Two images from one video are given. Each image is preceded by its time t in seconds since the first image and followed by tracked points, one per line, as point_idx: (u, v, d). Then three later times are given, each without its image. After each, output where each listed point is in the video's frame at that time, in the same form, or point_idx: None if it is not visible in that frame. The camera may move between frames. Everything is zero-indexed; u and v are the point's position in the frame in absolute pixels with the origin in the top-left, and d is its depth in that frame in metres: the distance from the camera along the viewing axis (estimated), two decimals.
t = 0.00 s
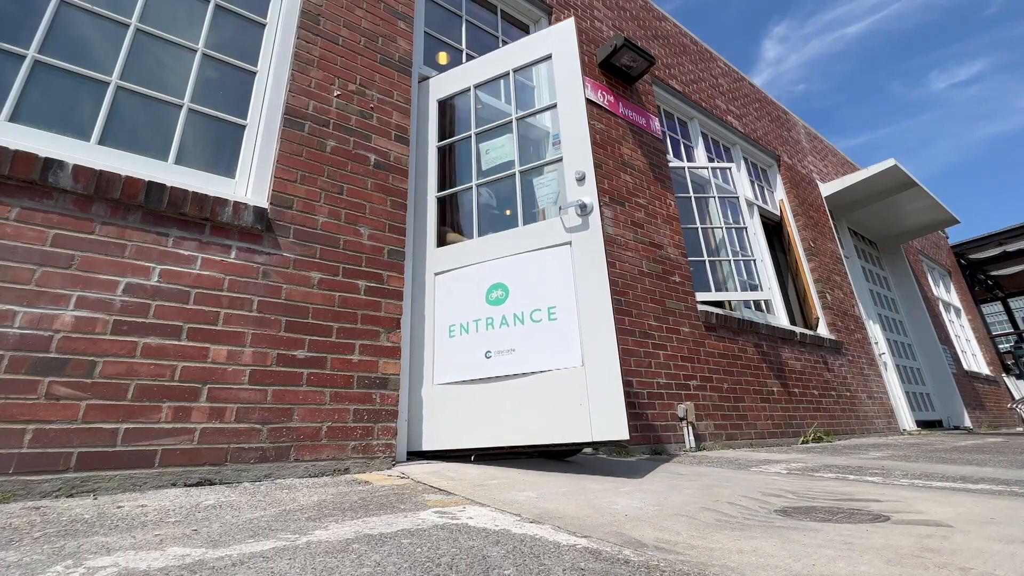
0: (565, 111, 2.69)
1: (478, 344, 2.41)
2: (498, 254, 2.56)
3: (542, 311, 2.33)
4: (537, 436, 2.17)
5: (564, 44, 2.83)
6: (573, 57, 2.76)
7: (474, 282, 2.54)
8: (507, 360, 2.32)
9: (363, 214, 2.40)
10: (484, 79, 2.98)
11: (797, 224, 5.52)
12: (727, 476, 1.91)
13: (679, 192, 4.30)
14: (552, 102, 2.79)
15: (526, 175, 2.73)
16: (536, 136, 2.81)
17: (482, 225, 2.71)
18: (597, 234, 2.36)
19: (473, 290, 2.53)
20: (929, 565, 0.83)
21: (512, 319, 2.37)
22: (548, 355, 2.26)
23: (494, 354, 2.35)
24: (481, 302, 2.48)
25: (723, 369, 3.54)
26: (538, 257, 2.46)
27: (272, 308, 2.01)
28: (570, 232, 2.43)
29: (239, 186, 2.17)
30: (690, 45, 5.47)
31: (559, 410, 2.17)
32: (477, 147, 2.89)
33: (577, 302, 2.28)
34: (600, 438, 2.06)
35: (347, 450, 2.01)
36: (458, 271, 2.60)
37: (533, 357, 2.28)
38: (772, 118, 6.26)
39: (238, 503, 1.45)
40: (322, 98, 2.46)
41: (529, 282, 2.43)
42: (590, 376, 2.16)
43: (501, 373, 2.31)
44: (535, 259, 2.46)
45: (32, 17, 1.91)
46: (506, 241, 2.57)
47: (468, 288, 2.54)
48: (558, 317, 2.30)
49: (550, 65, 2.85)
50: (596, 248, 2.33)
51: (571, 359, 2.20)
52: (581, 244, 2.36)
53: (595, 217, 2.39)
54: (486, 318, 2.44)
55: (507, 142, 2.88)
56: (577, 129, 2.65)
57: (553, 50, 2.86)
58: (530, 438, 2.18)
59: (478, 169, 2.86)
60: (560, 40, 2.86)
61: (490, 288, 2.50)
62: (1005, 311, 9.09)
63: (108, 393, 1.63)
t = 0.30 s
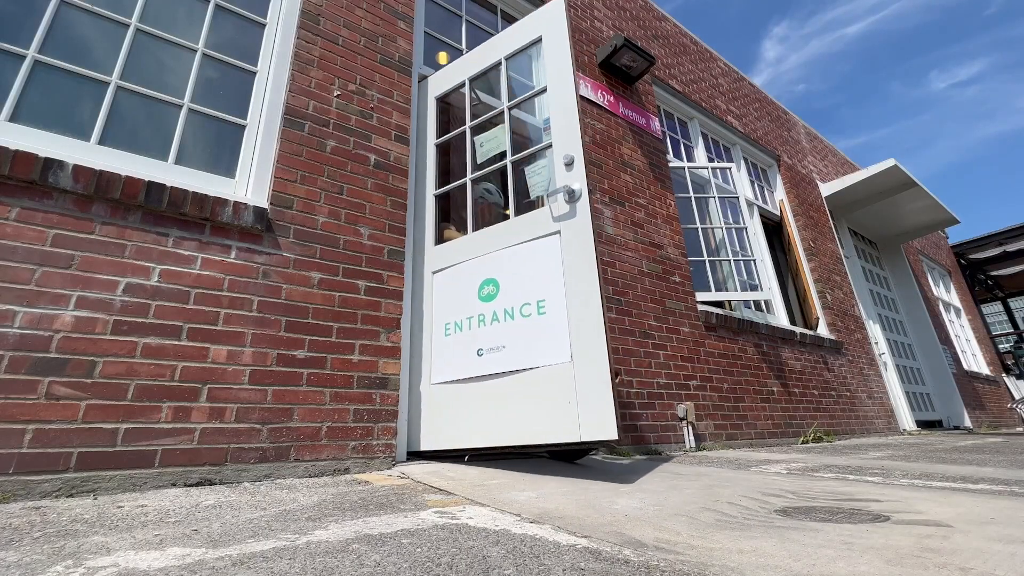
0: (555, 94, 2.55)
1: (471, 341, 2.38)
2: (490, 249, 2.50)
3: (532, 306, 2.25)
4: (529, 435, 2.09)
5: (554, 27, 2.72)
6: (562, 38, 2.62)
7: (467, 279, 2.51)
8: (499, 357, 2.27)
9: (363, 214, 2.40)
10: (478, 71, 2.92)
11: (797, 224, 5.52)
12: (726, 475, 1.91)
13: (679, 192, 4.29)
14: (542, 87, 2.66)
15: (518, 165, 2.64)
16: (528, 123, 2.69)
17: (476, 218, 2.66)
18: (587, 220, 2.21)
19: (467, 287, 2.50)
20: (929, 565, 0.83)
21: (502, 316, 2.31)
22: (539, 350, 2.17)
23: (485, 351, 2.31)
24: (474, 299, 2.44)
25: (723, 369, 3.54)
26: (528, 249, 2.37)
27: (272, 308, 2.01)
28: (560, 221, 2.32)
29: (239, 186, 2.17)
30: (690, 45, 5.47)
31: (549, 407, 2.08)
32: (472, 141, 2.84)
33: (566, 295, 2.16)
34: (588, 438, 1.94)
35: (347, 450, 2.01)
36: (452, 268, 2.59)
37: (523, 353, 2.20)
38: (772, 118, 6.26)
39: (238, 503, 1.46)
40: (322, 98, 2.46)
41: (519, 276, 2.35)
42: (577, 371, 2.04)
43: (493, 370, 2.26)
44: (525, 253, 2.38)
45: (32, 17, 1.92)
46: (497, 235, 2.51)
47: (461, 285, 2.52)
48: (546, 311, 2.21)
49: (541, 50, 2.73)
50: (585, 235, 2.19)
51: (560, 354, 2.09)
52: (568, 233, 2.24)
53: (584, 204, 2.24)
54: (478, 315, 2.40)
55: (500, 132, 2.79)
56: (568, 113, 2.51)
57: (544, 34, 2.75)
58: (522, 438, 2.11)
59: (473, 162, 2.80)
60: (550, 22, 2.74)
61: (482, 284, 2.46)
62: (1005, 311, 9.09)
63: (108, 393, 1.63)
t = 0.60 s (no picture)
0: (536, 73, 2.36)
1: (463, 339, 2.30)
2: (481, 242, 2.39)
3: (516, 300, 2.11)
4: (514, 437, 1.97)
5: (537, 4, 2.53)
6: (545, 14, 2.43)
7: (460, 275, 2.43)
8: (487, 354, 2.16)
9: (363, 214, 2.40)
10: (469, 61, 2.81)
11: (797, 224, 5.52)
12: (726, 475, 1.91)
13: (679, 192, 4.29)
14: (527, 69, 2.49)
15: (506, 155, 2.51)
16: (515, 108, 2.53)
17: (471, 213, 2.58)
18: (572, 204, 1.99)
19: (459, 283, 2.42)
20: (929, 565, 0.83)
21: (488, 311, 2.20)
22: (522, 346, 2.02)
23: (474, 349, 2.22)
24: (466, 296, 2.36)
25: (723, 369, 3.54)
26: (513, 240, 2.22)
27: (272, 308, 2.01)
28: (541, 209, 2.14)
29: (239, 186, 2.17)
30: (690, 45, 5.47)
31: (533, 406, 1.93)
32: (465, 134, 2.75)
33: (547, 287, 1.99)
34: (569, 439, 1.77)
35: (347, 450, 2.01)
36: (447, 264, 2.53)
37: (508, 351, 2.07)
38: (772, 118, 6.26)
39: (238, 503, 1.45)
40: (322, 98, 2.45)
41: (504, 269, 2.22)
42: (559, 368, 1.86)
43: (481, 368, 2.17)
44: (510, 244, 2.23)
45: (32, 18, 1.92)
46: (487, 227, 2.39)
47: (454, 282, 2.46)
48: (530, 305, 2.05)
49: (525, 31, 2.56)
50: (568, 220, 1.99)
51: (541, 350, 1.93)
52: (549, 220, 2.06)
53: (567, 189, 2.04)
54: (467, 311, 2.32)
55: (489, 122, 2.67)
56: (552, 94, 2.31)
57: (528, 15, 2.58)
58: (506, 439, 1.99)
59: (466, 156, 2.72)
60: None
61: (472, 279, 2.37)
62: (1005, 311, 9.09)
63: (107, 393, 1.63)
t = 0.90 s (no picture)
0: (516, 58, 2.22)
1: (453, 337, 2.24)
2: (469, 236, 2.30)
3: (496, 296, 2.00)
4: (493, 439, 1.86)
5: None
6: None
7: (451, 271, 2.36)
8: (471, 352, 2.08)
9: (363, 215, 2.40)
10: (461, 55, 2.74)
11: (797, 224, 5.52)
12: (726, 476, 1.91)
13: (679, 192, 4.29)
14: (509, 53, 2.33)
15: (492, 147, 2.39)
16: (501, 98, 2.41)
17: (463, 209, 2.49)
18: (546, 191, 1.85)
19: (450, 280, 2.34)
20: (929, 565, 0.83)
21: (473, 308, 2.11)
22: (501, 344, 1.91)
23: (461, 347, 2.14)
24: (456, 293, 2.28)
25: (723, 369, 3.54)
26: (495, 233, 2.11)
27: (272, 308, 2.01)
28: (520, 199, 2.00)
29: (239, 186, 2.17)
30: (690, 45, 5.47)
31: (510, 405, 1.81)
32: (457, 129, 2.67)
33: (523, 281, 1.86)
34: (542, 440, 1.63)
35: (347, 450, 2.01)
36: (440, 262, 2.48)
37: (489, 349, 1.96)
38: (772, 118, 6.26)
39: (238, 503, 1.45)
40: (322, 98, 2.46)
41: (487, 264, 2.11)
42: (534, 366, 1.73)
43: (466, 368, 2.08)
44: (492, 237, 2.12)
45: (33, 18, 1.92)
46: (476, 222, 2.30)
47: (446, 278, 2.39)
48: (508, 299, 1.92)
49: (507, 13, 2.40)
50: (543, 208, 1.84)
51: (517, 347, 1.81)
52: (526, 211, 1.92)
53: (541, 175, 1.89)
54: (455, 309, 2.24)
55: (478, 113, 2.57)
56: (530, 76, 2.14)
57: None
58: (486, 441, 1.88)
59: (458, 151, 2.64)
60: None
61: (460, 276, 2.29)
62: (1005, 311, 9.09)
63: (107, 393, 1.63)
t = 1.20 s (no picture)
0: (496, 48, 2.12)
1: (442, 335, 2.20)
2: (455, 232, 2.25)
3: (477, 293, 1.95)
4: (473, 440, 1.81)
5: None
6: None
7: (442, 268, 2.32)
8: (456, 351, 2.03)
9: (363, 214, 2.40)
10: (451, 49, 2.65)
11: (797, 224, 5.52)
12: (726, 476, 1.91)
13: (679, 192, 4.29)
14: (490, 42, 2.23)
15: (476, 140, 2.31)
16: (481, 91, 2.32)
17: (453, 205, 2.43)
18: (520, 184, 1.78)
19: (441, 278, 2.30)
20: (929, 565, 0.83)
21: (458, 306, 2.08)
22: (480, 342, 1.85)
23: (448, 346, 2.10)
24: (445, 291, 2.24)
25: (723, 369, 3.54)
26: (476, 228, 2.05)
27: (272, 308, 2.01)
28: (498, 192, 1.93)
29: (239, 186, 2.17)
30: (690, 45, 5.47)
31: (488, 404, 1.75)
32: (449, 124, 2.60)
33: (499, 277, 1.80)
34: (515, 440, 1.56)
35: (347, 450, 2.01)
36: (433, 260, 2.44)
37: (470, 347, 1.91)
38: (772, 118, 6.26)
39: (238, 503, 1.45)
40: (322, 98, 2.46)
41: (469, 260, 2.06)
42: (508, 364, 1.66)
43: (452, 366, 2.04)
44: (473, 232, 2.06)
45: (32, 18, 1.92)
46: (461, 218, 2.24)
47: (437, 276, 2.36)
48: (486, 297, 1.87)
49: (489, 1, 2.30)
50: (517, 200, 1.77)
51: (494, 346, 1.75)
52: (503, 204, 1.85)
53: (516, 166, 1.82)
54: (444, 306, 2.21)
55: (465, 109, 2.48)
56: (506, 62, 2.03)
57: None
58: (467, 441, 1.84)
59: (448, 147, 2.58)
60: None
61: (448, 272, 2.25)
62: (1005, 310, 9.08)
63: (107, 393, 1.63)
